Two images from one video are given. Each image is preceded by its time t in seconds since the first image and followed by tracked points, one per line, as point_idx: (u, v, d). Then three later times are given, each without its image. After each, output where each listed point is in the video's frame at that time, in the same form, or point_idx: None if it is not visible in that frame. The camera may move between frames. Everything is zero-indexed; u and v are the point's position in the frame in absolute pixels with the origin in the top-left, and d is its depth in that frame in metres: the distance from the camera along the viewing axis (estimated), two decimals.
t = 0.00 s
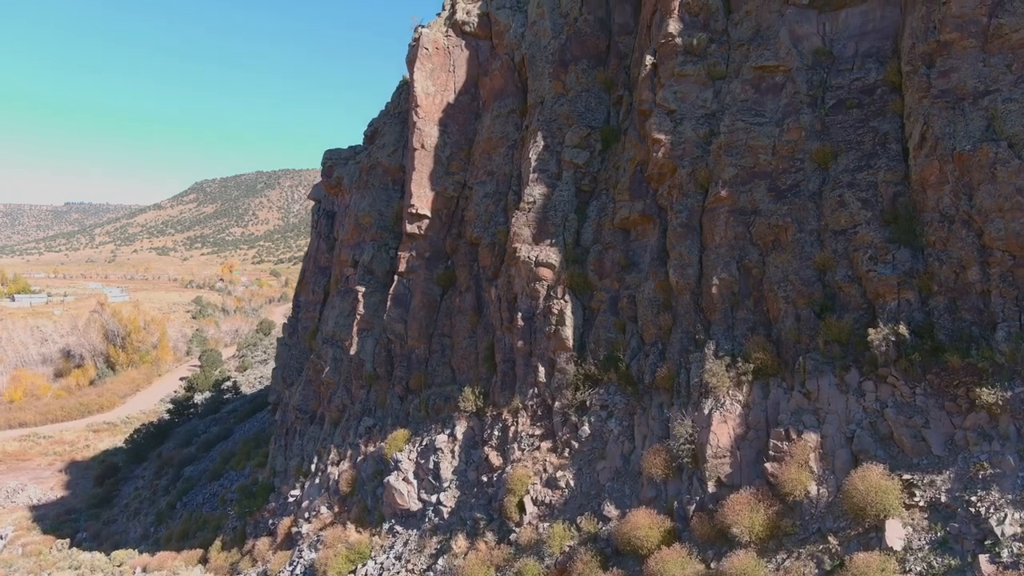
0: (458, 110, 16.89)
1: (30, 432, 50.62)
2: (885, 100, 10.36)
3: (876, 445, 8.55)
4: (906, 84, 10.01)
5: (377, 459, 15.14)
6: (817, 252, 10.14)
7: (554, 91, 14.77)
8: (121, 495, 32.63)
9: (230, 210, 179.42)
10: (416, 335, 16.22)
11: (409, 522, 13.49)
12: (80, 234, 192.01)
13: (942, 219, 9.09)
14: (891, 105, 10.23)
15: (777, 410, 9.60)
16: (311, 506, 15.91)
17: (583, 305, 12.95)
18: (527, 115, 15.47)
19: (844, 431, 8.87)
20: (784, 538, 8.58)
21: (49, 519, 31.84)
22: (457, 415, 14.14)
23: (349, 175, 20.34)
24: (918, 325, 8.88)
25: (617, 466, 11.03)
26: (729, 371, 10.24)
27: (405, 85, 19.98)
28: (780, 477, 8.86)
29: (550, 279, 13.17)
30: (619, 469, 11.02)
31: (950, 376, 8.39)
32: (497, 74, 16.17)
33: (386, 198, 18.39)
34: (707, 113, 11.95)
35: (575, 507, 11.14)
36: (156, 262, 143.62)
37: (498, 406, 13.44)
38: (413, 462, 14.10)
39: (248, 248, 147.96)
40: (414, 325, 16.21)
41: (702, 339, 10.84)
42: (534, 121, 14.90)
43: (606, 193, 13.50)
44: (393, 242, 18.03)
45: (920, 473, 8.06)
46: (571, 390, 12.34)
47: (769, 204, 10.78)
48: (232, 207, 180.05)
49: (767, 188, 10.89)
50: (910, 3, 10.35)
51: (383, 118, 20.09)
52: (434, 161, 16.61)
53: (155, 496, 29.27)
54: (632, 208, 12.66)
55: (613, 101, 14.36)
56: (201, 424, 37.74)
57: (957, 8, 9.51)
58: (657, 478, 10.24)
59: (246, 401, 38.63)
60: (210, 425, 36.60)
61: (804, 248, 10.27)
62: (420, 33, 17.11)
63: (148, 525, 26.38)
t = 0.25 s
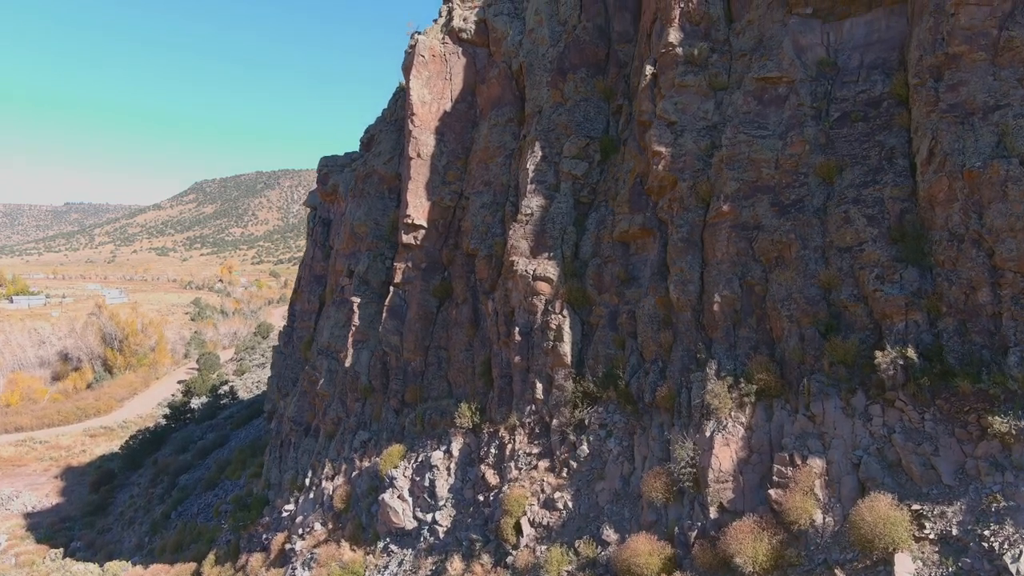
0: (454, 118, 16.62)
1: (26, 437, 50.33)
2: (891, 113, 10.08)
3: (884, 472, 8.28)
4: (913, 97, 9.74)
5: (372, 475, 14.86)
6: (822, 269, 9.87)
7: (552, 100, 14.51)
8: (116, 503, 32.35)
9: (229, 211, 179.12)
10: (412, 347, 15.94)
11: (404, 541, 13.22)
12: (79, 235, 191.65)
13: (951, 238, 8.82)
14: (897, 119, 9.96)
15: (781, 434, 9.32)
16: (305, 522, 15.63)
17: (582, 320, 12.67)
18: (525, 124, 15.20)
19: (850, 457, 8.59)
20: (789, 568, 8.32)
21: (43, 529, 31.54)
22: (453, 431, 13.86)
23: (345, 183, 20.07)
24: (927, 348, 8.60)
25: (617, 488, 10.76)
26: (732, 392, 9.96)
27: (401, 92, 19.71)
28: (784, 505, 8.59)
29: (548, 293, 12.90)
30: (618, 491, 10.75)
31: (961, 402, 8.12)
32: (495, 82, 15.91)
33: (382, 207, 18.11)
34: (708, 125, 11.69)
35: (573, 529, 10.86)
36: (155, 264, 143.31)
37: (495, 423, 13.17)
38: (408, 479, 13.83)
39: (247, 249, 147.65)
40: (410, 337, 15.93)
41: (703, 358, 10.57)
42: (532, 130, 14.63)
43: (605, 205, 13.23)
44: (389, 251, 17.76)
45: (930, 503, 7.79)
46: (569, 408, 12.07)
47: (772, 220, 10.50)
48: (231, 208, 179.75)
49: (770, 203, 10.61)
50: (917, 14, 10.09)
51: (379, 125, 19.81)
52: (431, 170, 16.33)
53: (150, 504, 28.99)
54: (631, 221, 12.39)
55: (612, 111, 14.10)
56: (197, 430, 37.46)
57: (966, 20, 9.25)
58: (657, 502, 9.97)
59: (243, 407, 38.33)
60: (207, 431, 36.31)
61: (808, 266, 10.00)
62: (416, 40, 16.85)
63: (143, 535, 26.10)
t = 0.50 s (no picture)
0: (451, 127, 16.33)
1: (22, 442, 50.01)
2: (898, 127, 9.81)
3: (892, 502, 8.01)
4: (921, 111, 9.47)
5: (367, 492, 14.58)
6: (827, 288, 9.60)
7: (551, 110, 14.24)
8: (111, 511, 32.03)
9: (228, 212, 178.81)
10: (408, 360, 15.66)
11: (399, 561, 12.93)
12: (77, 236, 191.23)
13: (961, 258, 8.55)
14: (905, 133, 9.69)
15: (786, 458, 9.05)
16: (299, 538, 15.35)
17: (580, 335, 12.40)
18: (523, 134, 14.93)
19: (858, 484, 8.32)
20: None
21: (37, 537, 31.27)
22: (449, 448, 13.59)
23: (341, 191, 19.78)
24: (936, 372, 8.34)
25: (616, 511, 10.48)
26: (735, 414, 9.68)
27: (397, 98, 19.43)
28: (789, 534, 8.32)
29: (545, 308, 12.63)
30: (618, 514, 10.47)
31: (972, 430, 7.85)
32: (492, 90, 15.63)
33: (378, 216, 17.83)
34: (709, 137, 11.42)
35: (571, 553, 10.58)
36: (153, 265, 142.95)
37: (492, 440, 12.89)
38: (403, 497, 13.55)
39: (246, 251, 147.30)
40: (405, 350, 15.66)
41: (705, 378, 10.30)
42: (530, 140, 14.36)
43: (604, 218, 12.96)
44: (385, 262, 17.47)
45: (941, 536, 7.52)
46: (568, 427, 11.79)
47: (775, 236, 10.22)
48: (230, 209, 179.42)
49: (773, 218, 10.34)
50: (924, 24, 9.83)
51: (375, 132, 19.54)
52: (427, 180, 16.05)
53: (144, 513, 28.68)
54: (631, 235, 12.11)
55: (612, 121, 13.83)
56: (194, 437, 37.21)
57: (976, 32, 8.98)
58: (658, 527, 9.69)
59: (240, 413, 38.03)
60: (204, 438, 36.06)
61: (813, 284, 9.73)
62: (413, 47, 16.58)
63: (137, 546, 25.79)
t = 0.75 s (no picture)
0: (448, 136, 16.05)
1: (18, 447, 49.68)
2: (906, 141, 9.53)
3: (902, 533, 7.74)
4: (930, 126, 9.19)
5: (361, 509, 14.29)
6: (833, 308, 9.32)
7: (549, 119, 13.97)
8: (106, 519, 31.72)
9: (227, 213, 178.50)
10: (403, 373, 15.37)
11: None
12: (76, 237, 190.93)
13: (972, 279, 8.26)
14: (913, 148, 9.41)
15: (790, 485, 8.77)
16: (292, 556, 15.06)
17: (579, 352, 12.11)
18: (521, 143, 14.66)
19: (866, 514, 8.05)
20: None
21: (31, 546, 30.94)
22: (445, 465, 13.29)
23: (336, 199, 19.50)
24: (947, 398, 8.06)
25: (616, 535, 10.20)
26: (738, 438, 9.40)
27: (393, 105, 19.15)
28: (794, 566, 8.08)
29: (543, 324, 12.34)
30: (617, 538, 10.19)
31: (985, 460, 7.57)
32: (489, 98, 15.35)
33: (373, 225, 17.55)
34: (711, 150, 11.14)
35: None
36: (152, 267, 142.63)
37: (489, 458, 12.61)
38: (398, 516, 13.27)
39: (245, 252, 146.97)
40: (401, 364, 15.37)
41: (707, 399, 10.02)
42: (528, 151, 14.08)
43: (603, 231, 12.68)
44: (380, 272, 17.18)
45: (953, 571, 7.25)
46: (566, 447, 11.51)
47: (779, 253, 9.95)
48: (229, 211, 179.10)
49: (777, 235, 10.06)
50: (933, 36, 9.54)
51: (371, 140, 19.25)
52: (423, 190, 15.77)
53: (139, 522, 28.38)
54: (631, 249, 11.83)
55: (611, 131, 13.56)
56: (190, 443, 36.92)
57: (987, 45, 8.69)
58: (658, 554, 9.41)
59: (236, 419, 37.72)
60: (200, 445, 35.77)
61: (818, 304, 9.45)
62: (409, 54, 16.31)
63: (131, 556, 25.48)
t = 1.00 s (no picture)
0: (444, 145, 15.77)
1: (14, 452, 49.38)
2: (914, 157, 9.24)
3: (912, 568, 7.46)
4: (939, 142, 8.91)
5: (355, 527, 14.00)
6: (839, 330, 9.04)
7: (547, 130, 13.69)
8: (101, 528, 31.42)
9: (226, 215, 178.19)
10: (399, 388, 15.08)
11: None
12: (75, 239, 190.63)
13: (985, 302, 7.97)
14: (922, 164, 9.12)
15: (796, 514, 8.49)
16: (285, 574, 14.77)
17: (578, 369, 11.83)
18: (518, 154, 14.38)
19: (874, 547, 7.77)
20: None
21: (25, 556, 30.64)
22: (440, 484, 13.00)
23: (331, 208, 19.21)
24: (958, 427, 7.77)
25: (615, 562, 9.91)
26: (741, 463, 9.11)
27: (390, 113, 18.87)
28: None
29: (541, 340, 12.06)
30: (617, 564, 9.90)
31: (999, 493, 7.29)
32: (486, 107, 15.07)
33: (369, 235, 17.27)
34: (713, 164, 10.86)
35: None
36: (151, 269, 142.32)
37: (486, 478, 12.32)
38: (393, 536, 12.98)
39: (244, 253, 146.65)
40: (396, 378, 15.08)
41: (710, 422, 9.73)
42: (525, 162, 13.80)
43: (603, 245, 12.40)
44: (376, 283, 16.90)
45: None
46: (564, 468, 11.23)
47: (784, 271, 9.67)
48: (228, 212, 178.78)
49: (781, 253, 9.78)
50: (941, 49, 9.27)
51: (367, 148, 18.97)
52: (419, 201, 15.49)
53: (134, 532, 28.08)
54: (631, 265, 11.55)
55: (610, 142, 13.28)
56: (186, 450, 36.63)
57: (998, 59, 8.40)
58: None
59: (233, 426, 37.42)
60: (196, 452, 35.49)
61: (824, 325, 9.17)
62: (405, 62, 16.04)
63: (124, 568, 25.18)
